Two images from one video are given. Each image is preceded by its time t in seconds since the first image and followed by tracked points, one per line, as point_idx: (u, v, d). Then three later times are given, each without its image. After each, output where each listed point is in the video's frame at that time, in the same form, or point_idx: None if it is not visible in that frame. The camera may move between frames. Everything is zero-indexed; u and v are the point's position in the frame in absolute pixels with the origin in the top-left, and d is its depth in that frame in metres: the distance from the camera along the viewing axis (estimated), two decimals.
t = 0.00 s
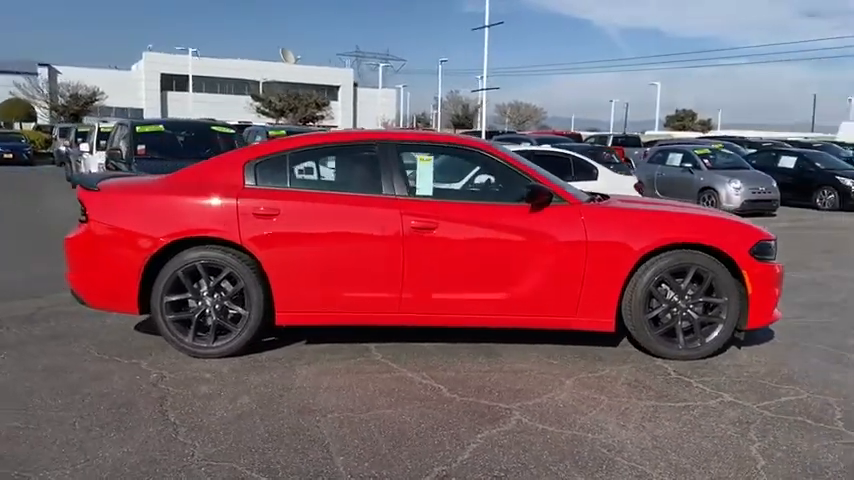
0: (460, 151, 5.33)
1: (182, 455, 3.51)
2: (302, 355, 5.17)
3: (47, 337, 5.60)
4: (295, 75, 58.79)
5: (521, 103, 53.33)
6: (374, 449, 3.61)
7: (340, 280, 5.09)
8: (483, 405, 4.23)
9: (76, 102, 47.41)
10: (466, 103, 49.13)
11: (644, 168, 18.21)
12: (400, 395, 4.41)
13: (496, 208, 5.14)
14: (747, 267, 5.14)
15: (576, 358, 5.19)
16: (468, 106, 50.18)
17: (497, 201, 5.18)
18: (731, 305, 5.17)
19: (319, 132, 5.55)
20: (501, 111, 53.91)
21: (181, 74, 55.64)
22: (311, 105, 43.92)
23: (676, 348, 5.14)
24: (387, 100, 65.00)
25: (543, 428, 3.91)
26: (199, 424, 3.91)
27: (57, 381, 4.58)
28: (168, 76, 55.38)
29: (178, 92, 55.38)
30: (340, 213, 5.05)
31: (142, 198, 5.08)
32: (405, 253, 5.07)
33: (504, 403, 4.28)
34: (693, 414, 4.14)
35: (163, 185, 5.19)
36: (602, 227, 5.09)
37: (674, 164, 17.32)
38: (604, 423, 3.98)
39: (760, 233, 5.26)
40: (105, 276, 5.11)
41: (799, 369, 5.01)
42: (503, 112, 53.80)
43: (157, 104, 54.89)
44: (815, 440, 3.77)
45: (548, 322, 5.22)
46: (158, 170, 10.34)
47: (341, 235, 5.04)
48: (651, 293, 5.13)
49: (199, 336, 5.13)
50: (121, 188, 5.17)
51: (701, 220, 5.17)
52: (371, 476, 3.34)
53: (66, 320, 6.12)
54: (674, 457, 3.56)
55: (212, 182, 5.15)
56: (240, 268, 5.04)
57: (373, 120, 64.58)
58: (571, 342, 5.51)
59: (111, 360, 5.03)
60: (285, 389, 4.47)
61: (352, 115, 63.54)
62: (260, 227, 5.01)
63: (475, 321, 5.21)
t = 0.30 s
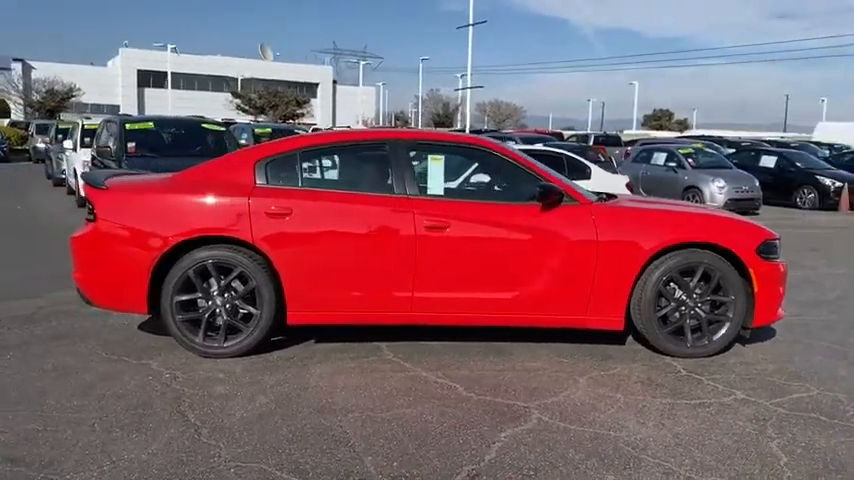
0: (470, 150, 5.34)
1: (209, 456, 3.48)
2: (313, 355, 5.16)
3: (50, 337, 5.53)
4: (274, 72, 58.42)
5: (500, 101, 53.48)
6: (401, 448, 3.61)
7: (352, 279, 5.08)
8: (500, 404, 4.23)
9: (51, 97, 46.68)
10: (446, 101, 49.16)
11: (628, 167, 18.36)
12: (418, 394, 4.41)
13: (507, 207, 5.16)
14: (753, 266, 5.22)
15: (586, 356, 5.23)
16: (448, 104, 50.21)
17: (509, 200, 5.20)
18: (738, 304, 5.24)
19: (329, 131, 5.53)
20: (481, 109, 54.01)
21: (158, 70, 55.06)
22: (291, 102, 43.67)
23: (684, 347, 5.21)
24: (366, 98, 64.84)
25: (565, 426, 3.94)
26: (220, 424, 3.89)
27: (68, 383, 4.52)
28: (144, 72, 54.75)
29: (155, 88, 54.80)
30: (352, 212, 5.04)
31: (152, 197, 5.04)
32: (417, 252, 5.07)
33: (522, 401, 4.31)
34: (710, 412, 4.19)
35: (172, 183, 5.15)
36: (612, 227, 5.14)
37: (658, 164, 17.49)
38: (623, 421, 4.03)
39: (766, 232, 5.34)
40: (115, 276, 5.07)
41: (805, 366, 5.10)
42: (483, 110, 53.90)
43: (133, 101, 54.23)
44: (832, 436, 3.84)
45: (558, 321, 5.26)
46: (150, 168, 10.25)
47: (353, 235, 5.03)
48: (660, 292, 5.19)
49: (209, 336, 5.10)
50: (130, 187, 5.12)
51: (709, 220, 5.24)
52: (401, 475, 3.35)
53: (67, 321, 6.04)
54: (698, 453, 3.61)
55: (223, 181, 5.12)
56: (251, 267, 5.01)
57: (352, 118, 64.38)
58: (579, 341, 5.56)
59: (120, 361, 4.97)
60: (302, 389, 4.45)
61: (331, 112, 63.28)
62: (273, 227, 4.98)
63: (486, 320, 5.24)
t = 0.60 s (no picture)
0: (481, 145, 5.30)
1: (233, 455, 3.42)
2: (322, 352, 5.10)
3: (51, 335, 5.42)
4: (254, 67, 57.98)
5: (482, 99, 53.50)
6: (425, 446, 3.57)
7: (363, 275, 5.03)
8: (519, 401, 4.20)
9: (27, 91, 45.91)
10: (428, 99, 49.05)
11: (614, 165, 18.45)
12: (434, 391, 4.37)
13: (519, 203, 5.13)
14: (762, 262, 5.25)
15: (597, 352, 5.22)
16: (430, 102, 50.14)
17: (520, 196, 5.17)
18: (747, 299, 5.27)
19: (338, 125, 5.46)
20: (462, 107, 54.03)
21: (136, 65, 54.43)
22: (273, 98, 43.36)
23: (694, 343, 5.23)
24: (347, 94, 64.57)
25: (586, 423, 3.92)
26: (238, 422, 3.83)
27: (76, 381, 4.42)
28: (122, 66, 54.05)
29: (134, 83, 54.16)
30: (363, 208, 4.98)
31: (160, 191, 4.94)
32: (429, 248, 5.03)
33: (540, 398, 4.28)
34: (728, 408, 4.20)
35: (179, 177, 5.05)
36: (623, 223, 5.14)
37: (645, 162, 17.59)
38: (644, 417, 4.02)
39: (774, 229, 5.37)
40: (121, 272, 4.99)
41: (813, 362, 5.14)
42: (464, 107, 53.92)
43: (111, 95, 53.52)
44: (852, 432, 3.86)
45: (569, 317, 5.25)
46: (141, 163, 10.10)
47: (365, 230, 4.98)
48: (670, 289, 5.20)
49: (218, 333, 5.02)
50: (137, 181, 5.03)
51: (719, 216, 5.25)
52: (430, 473, 3.31)
53: (65, 318, 5.92)
54: (723, 449, 3.61)
55: (232, 175, 5.04)
56: (261, 263, 4.94)
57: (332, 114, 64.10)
58: (587, 337, 5.56)
59: (126, 359, 4.88)
60: (317, 387, 4.39)
61: (312, 109, 62.96)
62: (283, 222, 4.91)
63: (496, 316, 5.22)
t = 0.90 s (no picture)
0: (486, 144, 5.27)
1: (248, 460, 3.37)
2: (326, 352, 5.05)
3: (48, 335, 5.32)
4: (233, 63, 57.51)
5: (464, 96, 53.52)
6: (441, 449, 3.55)
7: (368, 276, 4.99)
8: (529, 402, 4.19)
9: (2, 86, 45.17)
10: (410, 96, 48.99)
11: (600, 164, 18.54)
12: (443, 392, 4.35)
13: (524, 203, 5.11)
14: (764, 263, 5.28)
15: (600, 352, 5.23)
16: (411, 99, 50.07)
17: (525, 195, 5.16)
18: (749, 299, 5.30)
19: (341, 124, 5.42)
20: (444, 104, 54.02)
21: (114, 59, 53.77)
22: (254, 94, 43.01)
23: (697, 342, 5.26)
24: (327, 91, 64.29)
25: (599, 424, 3.92)
26: (249, 426, 3.78)
27: (78, 384, 4.34)
28: (99, 61, 53.36)
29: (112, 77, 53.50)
30: (369, 207, 4.94)
31: (162, 190, 4.86)
32: (434, 248, 5.00)
33: (549, 399, 4.28)
34: (736, 408, 4.22)
35: (181, 176, 4.98)
36: (628, 224, 5.14)
37: (630, 161, 17.69)
38: (655, 418, 4.03)
39: (776, 230, 5.41)
40: (122, 271, 4.90)
41: (815, 361, 5.18)
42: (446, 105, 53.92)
43: (88, 90, 52.82)
44: None
45: (573, 317, 5.25)
46: (129, 159, 9.97)
47: (370, 230, 4.93)
48: (674, 289, 5.22)
49: (220, 333, 4.96)
50: (138, 180, 4.94)
51: (722, 217, 5.27)
52: (449, 476, 3.28)
53: (60, 318, 5.82)
54: (736, 450, 3.62)
55: (236, 174, 4.97)
56: (265, 263, 4.89)
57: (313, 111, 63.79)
58: (589, 337, 5.57)
59: (127, 360, 4.80)
60: (325, 389, 4.35)
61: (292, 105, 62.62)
62: (288, 222, 4.86)
63: (500, 316, 5.20)
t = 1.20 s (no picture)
0: (489, 142, 5.27)
1: (263, 460, 3.35)
2: (330, 351, 5.04)
3: (45, 335, 5.25)
4: (212, 58, 57.01)
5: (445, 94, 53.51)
6: (456, 447, 3.55)
7: (372, 273, 4.99)
8: (537, 400, 4.20)
9: None
10: (390, 93, 48.91)
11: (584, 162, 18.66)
12: (451, 390, 4.35)
13: (528, 201, 5.13)
14: (762, 261, 5.34)
15: (602, 349, 5.26)
16: (392, 96, 49.99)
17: (528, 194, 5.17)
18: (747, 297, 5.36)
19: (344, 121, 5.39)
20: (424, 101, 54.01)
21: (91, 53, 53.05)
22: (234, 90, 42.68)
23: (697, 340, 5.31)
24: (307, 87, 63.98)
25: (609, 421, 3.95)
26: (261, 425, 3.75)
27: (82, 384, 4.28)
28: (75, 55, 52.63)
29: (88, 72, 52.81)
30: (374, 205, 4.93)
31: (164, 187, 4.81)
32: (438, 245, 5.00)
33: (557, 396, 4.30)
34: (742, 404, 4.27)
35: (184, 173, 4.92)
36: (630, 222, 5.18)
37: (613, 159, 17.82)
38: (664, 415, 4.06)
39: (773, 228, 5.48)
40: (123, 269, 4.84)
41: (812, 357, 5.26)
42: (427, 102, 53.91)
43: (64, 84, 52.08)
44: None
45: (576, 315, 5.28)
46: (116, 155, 9.85)
47: (374, 228, 4.92)
48: (674, 287, 5.27)
49: (223, 331, 4.92)
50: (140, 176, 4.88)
51: (722, 216, 5.33)
52: (467, 474, 3.28)
53: (55, 317, 5.74)
54: (746, 446, 3.66)
55: (239, 171, 4.93)
56: (269, 261, 4.86)
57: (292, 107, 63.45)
58: (589, 335, 5.61)
59: (130, 359, 4.74)
60: (333, 388, 4.33)
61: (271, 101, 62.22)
62: (292, 219, 4.84)
63: (503, 314, 5.22)
